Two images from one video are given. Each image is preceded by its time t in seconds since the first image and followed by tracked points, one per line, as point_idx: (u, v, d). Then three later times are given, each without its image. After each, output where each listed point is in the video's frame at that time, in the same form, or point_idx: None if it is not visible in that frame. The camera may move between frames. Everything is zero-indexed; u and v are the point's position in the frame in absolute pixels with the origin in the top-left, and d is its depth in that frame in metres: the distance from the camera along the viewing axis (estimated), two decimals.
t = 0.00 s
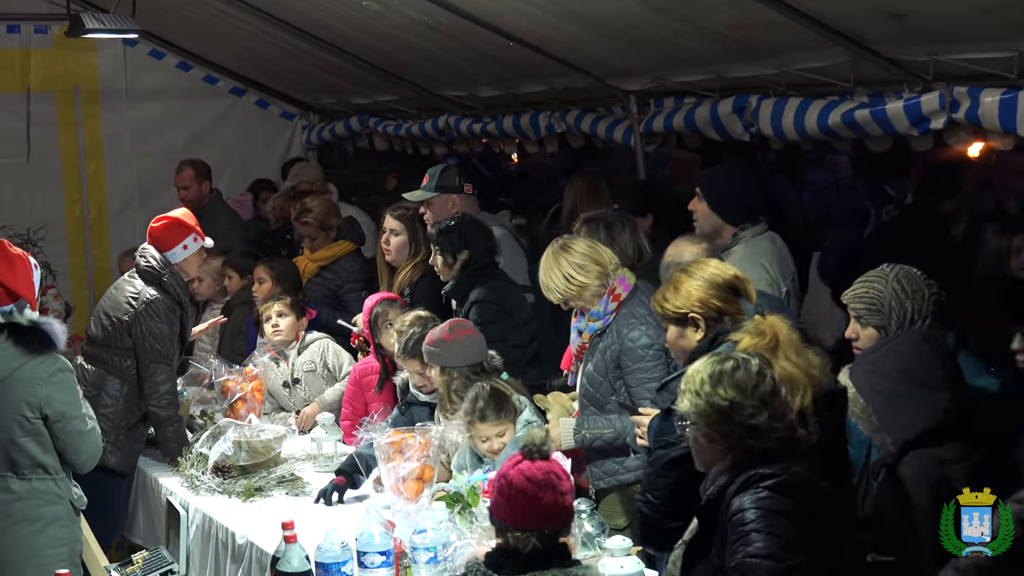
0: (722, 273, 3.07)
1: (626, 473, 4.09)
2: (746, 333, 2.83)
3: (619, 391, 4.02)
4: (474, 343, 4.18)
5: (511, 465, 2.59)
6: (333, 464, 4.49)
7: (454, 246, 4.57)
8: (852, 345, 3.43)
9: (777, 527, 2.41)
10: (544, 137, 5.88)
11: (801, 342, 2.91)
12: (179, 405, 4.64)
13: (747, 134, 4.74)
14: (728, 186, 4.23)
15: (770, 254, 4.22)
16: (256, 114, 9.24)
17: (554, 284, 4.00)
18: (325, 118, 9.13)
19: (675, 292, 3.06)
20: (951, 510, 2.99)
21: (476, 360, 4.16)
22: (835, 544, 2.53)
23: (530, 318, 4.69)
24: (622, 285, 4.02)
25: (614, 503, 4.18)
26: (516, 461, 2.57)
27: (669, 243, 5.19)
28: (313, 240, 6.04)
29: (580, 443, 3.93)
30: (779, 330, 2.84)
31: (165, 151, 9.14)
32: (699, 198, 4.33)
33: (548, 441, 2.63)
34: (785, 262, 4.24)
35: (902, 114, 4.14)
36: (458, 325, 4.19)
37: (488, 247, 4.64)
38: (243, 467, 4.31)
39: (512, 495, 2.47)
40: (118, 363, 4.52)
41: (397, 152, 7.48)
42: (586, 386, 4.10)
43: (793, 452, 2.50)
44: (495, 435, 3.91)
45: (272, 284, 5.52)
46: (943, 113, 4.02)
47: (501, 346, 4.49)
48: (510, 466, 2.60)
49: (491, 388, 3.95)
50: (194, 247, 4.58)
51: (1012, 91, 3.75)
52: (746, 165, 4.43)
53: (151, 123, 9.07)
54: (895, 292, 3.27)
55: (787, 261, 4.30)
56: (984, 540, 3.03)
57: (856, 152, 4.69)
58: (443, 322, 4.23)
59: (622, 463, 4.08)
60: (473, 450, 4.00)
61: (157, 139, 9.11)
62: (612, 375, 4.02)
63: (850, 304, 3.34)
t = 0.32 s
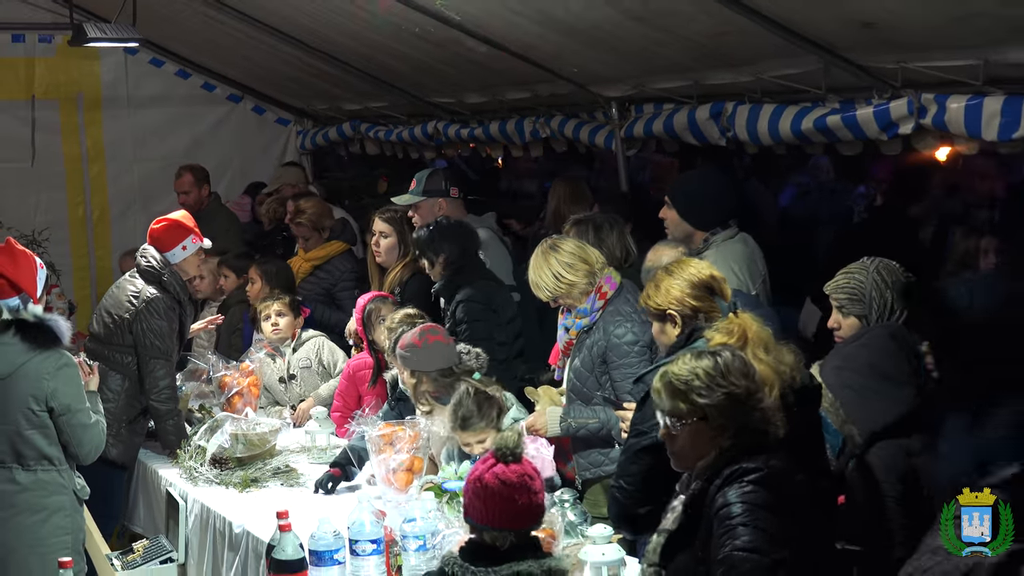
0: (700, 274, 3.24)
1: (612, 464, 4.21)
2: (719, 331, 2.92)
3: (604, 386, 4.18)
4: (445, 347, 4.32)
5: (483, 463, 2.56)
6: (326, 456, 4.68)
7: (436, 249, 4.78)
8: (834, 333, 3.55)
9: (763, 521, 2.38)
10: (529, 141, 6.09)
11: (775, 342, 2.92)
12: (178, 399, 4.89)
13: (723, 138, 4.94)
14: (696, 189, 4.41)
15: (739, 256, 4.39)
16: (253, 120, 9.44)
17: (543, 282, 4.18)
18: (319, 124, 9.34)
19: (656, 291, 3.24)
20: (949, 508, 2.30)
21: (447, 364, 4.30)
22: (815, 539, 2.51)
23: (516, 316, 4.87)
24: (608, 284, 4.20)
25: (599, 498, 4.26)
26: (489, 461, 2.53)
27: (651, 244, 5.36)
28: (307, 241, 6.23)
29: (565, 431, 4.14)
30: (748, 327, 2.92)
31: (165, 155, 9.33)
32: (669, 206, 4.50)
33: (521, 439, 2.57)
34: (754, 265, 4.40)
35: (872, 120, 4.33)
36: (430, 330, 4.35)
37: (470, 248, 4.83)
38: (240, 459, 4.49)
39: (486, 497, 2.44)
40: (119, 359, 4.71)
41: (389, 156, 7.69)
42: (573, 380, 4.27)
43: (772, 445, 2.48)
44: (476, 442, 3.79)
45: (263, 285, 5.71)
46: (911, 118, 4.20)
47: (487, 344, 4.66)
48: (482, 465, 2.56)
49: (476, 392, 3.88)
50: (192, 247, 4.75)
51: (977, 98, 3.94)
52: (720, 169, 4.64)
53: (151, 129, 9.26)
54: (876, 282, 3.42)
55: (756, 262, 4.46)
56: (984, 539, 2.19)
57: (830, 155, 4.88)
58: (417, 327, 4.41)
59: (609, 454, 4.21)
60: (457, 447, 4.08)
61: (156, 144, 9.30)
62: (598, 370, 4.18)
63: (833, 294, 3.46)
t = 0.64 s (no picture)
0: (708, 272, 3.19)
1: (594, 454, 4.44)
2: (719, 328, 2.76)
3: (588, 379, 4.35)
4: (422, 347, 4.49)
5: (462, 462, 2.61)
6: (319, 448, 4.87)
7: (424, 250, 5.00)
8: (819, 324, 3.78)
9: (761, 509, 2.40)
10: (514, 145, 6.29)
11: (778, 339, 2.76)
12: (177, 393, 5.12)
13: (701, 142, 5.17)
14: (665, 196, 4.55)
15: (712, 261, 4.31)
16: (249, 124, 9.65)
17: (529, 283, 4.39)
18: (313, 128, 9.55)
19: (665, 287, 3.22)
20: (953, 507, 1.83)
21: (423, 363, 4.50)
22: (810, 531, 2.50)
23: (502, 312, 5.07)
24: (591, 281, 4.38)
25: (581, 485, 4.50)
26: (470, 460, 2.59)
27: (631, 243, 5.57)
28: (300, 241, 6.44)
29: (549, 420, 4.30)
30: (747, 323, 2.74)
31: (164, 158, 9.53)
32: (641, 212, 4.65)
33: (501, 441, 2.65)
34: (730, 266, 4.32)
35: (842, 124, 4.54)
36: (407, 329, 4.51)
37: (455, 250, 5.01)
38: (236, 451, 4.65)
39: (474, 496, 2.50)
40: (120, 354, 4.90)
41: (380, 159, 7.90)
42: (558, 374, 4.46)
43: (765, 436, 2.49)
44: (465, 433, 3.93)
45: (254, 284, 5.92)
46: (879, 123, 4.41)
47: (473, 341, 4.88)
48: (461, 463, 2.62)
49: (475, 386, 4.06)
50: (191, 247, 4.95)
51: (943, 103, 4.16)
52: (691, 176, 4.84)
53: (150, 133, 9.46)
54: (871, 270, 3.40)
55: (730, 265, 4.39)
56: (986, 540, 1.79)
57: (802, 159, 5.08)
58: (394, 328, 4.57)
59: (592, 445, 4.44)
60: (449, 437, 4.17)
61: (156, 148, 9.50)
62: (583, 364, 4.36)
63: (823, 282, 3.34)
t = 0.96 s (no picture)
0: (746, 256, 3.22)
1: (579, 443, 4.65)
2: (750, 314, 3.05)
3: (571, 371, 4.55)
4: (422, 333, 4.71)
5: (444, 457, 2.76)
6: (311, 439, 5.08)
7: (408, 249, 5.28)
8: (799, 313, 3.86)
9: (762, 499, 2.74)
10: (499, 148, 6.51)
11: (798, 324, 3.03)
12: (175, 386, 5.34)
13: (679, 145, 5.41)
14: (643, 197, 4.75)
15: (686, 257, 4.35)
16: (244, 127, 9.85)
17: (516, 280, 4.54)
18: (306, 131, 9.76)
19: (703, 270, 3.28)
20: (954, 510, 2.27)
21: (423, 348, 4.70)
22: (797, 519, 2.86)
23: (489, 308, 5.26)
24: (576, 278, 4.54)
25: (567, 473, 4.71)
26: (451, 457, 2.73)
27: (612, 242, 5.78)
28: (294, 240, 6.65)
29: (532, 410, 4.48)
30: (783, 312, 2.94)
31: (162, 160, 9.72)
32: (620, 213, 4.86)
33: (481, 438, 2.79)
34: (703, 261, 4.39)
35: (815, 127, 4.76)
36: (409, 316, 4.77)
37: (437, 252, 5.27)
38: (232, 442, 4.85)
39: (456, 492, 2.66)
40: (120, 350, 5.08)
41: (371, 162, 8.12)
42: (544, 367, 4.63)
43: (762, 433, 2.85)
44: (455, 421, 4.14)
45: (247, 281, 6.16)
46: (850, 126, 4.61)
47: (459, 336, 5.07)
48: (443, 459, 2.76)
49: (469, 375, 4.25)
50: (188, 246, 5.13)
51: (911, 107, 4.35)
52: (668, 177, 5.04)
53: (149, 136, 9.65)
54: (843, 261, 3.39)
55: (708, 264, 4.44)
56: (982, 539, 2.27)
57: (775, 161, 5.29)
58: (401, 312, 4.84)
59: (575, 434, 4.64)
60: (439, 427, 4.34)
61: (155, 150, 9.69)
62: (567, 358, 4.56)
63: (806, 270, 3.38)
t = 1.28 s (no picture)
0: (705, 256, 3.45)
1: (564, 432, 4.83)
2: (714, 310, 3.22)
3: (558, 361, 4.73)
4: (439, 320, 4.80)
5: (429, 447, 2.91)
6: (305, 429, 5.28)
7: (394, 250, 5.41)
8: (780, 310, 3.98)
9: (726, 492, 2.76)
10: (486, 150, 6.71)
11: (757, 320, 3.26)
12: (174, 380, 5.53)
13: (659, 147, 5.58)
14: (623, 197, 4.93)
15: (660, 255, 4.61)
16: (239, 130, 10.04)
17: (508, 258, 4.81)
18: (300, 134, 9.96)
19: (666, 267, 3.49)
20: (949, 509, 2.19)
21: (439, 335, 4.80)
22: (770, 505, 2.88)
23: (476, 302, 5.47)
24: (566, 273, 4.77)
25: (553, 461, 4.90)
26: (436, 447, 2.88)
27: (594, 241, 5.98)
28: (288, 239, 6.86)
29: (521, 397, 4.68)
30: (741, 308, 3.19)
31: (160, 162, 9.91)
32: (601, 213, 5.06)
33: (464, 430, 2.94)
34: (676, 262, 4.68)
35: (788, 131, 4.91)
36: (427, 302, 4.85)
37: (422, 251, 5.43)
38: (229, 433, 5.05)
39: (440, 481, 2.81)
40: (120, 345, 5.27)
41: (363, 163, 8.32)
42: (533, 356, 4.81)
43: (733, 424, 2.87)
44: (446, 410, 4.34)
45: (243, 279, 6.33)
46: (822, 130, 4.77)
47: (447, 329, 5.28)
48: (428, 448, 2.91)
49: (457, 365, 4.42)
50: (185, 246, 5.31)
51: (881, 111, 4.50)
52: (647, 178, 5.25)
53: (147, 138, 9.84)
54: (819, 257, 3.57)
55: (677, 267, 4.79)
56: (984, 539, 2.23)
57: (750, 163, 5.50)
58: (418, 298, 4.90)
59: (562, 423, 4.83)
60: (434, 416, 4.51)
61: (153, 152, 9.88)
62: (554, 348, 4.73)
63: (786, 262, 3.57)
